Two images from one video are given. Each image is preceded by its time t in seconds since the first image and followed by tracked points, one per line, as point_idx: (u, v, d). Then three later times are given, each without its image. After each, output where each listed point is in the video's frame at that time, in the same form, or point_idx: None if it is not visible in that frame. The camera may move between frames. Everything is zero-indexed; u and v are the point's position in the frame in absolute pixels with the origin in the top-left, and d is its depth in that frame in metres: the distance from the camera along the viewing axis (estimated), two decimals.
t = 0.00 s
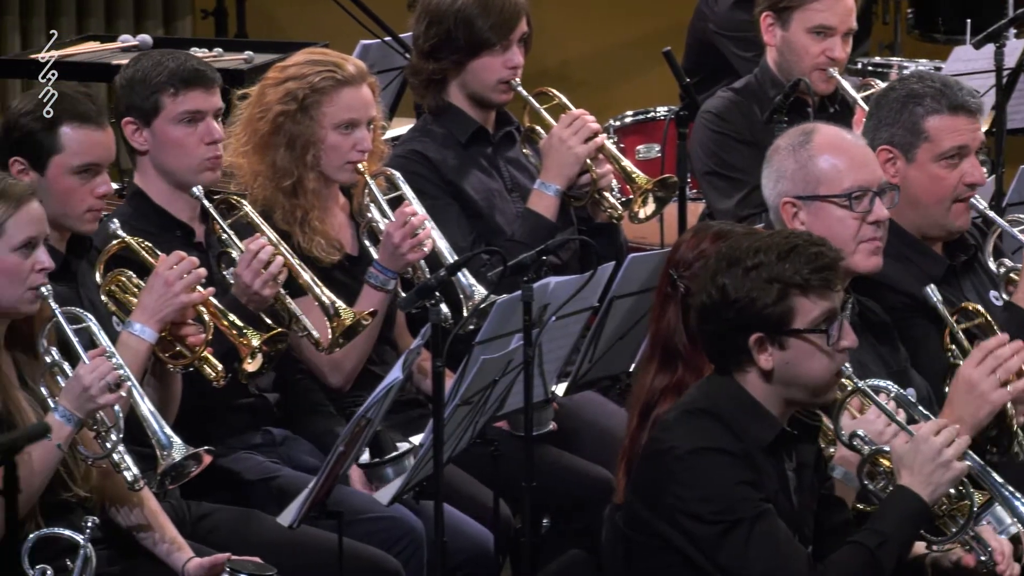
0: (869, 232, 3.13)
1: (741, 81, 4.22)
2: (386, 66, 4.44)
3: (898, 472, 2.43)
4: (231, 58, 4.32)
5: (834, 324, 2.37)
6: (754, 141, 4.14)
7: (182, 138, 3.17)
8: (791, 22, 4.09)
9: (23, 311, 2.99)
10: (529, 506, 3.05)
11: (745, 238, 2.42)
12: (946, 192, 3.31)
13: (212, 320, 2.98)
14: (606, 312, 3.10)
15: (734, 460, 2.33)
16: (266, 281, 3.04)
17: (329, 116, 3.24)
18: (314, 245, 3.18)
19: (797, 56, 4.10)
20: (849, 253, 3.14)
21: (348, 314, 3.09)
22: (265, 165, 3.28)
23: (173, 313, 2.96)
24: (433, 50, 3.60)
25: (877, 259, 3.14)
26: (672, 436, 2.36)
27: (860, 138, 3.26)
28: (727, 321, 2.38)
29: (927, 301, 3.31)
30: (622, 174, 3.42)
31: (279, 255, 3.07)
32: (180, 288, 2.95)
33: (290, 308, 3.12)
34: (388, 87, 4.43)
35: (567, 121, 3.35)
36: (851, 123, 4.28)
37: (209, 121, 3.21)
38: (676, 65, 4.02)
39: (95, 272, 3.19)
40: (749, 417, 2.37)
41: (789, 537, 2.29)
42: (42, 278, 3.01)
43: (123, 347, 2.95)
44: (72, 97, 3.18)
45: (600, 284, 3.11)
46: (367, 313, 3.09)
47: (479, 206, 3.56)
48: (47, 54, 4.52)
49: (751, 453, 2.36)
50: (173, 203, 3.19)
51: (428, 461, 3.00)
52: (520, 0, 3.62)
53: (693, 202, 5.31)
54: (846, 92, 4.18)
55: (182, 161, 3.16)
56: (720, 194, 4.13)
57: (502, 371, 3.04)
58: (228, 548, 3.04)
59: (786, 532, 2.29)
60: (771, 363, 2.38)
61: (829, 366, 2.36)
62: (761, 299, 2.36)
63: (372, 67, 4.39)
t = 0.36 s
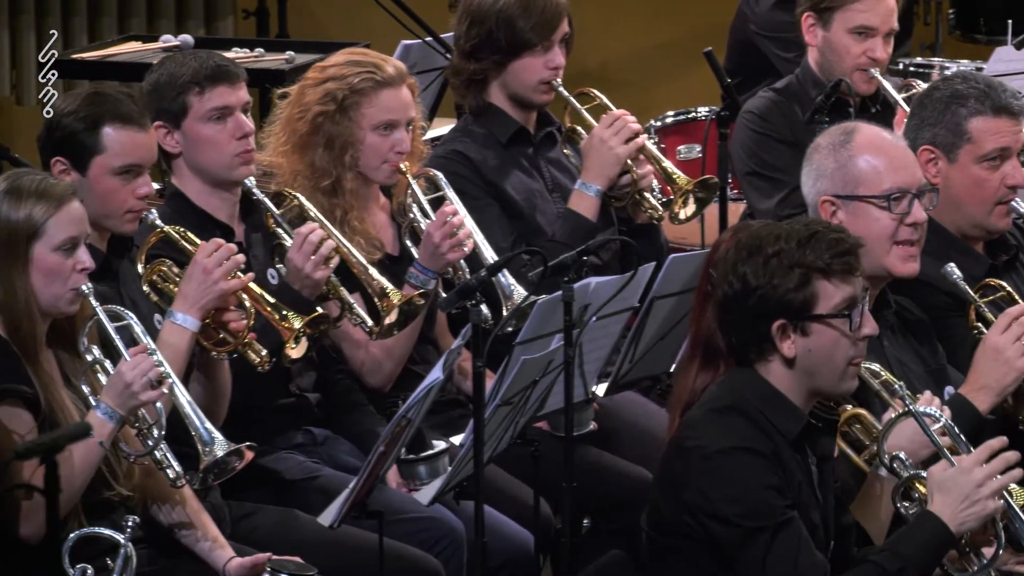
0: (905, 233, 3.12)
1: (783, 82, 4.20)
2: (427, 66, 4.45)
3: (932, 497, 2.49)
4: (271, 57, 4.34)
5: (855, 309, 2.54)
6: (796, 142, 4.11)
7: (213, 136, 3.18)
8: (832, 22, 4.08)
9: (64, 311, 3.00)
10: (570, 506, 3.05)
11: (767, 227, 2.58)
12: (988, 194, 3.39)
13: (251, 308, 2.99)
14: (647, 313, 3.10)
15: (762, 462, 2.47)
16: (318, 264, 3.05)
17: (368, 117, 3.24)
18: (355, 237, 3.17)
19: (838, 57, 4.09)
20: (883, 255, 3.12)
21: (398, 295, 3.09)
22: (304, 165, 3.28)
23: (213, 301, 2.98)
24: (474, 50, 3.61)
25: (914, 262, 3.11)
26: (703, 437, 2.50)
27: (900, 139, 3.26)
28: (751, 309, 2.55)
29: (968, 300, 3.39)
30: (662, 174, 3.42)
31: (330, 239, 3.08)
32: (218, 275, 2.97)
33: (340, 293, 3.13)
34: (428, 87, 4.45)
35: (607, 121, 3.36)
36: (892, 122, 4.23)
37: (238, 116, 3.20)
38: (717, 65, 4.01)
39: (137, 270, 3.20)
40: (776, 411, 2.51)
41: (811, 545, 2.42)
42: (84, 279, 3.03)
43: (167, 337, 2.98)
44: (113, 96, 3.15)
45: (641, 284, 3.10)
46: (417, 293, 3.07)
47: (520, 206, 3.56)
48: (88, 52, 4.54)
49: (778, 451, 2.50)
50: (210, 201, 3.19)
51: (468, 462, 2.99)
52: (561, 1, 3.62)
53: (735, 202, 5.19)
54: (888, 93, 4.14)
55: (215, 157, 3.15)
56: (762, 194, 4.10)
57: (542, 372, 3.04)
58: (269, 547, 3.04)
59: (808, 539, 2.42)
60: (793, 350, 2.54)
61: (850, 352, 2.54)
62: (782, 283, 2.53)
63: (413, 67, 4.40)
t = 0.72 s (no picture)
0: (949, 235, 3.10)
1: (825, 82, 4.25)
2: (470, 66, 4.48)
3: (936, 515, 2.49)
4: (313, 58, 4.35)
5: (841, 313, 2.58)
6: (838, 141, 4.19)
7: (258, 140, 3.17)
8: (874, 22, 4.12)
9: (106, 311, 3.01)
10: (611, 507, 3.04)
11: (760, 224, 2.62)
12: None
13: (289, 299, 3.00)
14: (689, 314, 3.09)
15: (737, 466, 2.48)
16: (363, 263, 3.06)
17: (410, 118, 3.24)
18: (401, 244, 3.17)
19: (880, 57, 4.13)
20: (926, 258, 3.10)
21: (441, 296, 3.08)
22: (346, 165, 3.29)
23: (253, 293, 3.00)
24: (517, 51, 3.62)
25: (956, 266, 3.08)
26: (679, 441, 2.52)
27: (944, 142, 3.26)
28: (742, 303, 2.58)
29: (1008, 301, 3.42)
30: (704, 175, 3.43)
31: (375, 239, 3.09)
32: (256, 267, 2.99)
33: (385, 294, 3.13)
34: (470, 88, 4.47)
35: (650, 122, 3.38)
36: (933, 121, 4.28)
37: (283, 120, 3.20)
38: (760, 66, 4.01)
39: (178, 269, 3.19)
40: (757, 410, 2.54)
41: (787, 547, 2.42)
42: (128, 278, 3.03)
43: (208, 329, 2.99)
44: (155, 96, 3.16)
45: (683, 284, 3.08)
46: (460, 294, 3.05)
47: (562, 207, 3.55)
48: (133, 51, 4.56)
49: (756, 452, 2.52)
50: (252, 202, 3.19)
51: (510, 464, 2.98)
52: (604, 1, 3.62)
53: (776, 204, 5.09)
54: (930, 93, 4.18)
55: (259, 161, 3.15)
56: (804, 194, 4.20)
57: (584, 372, 3.04)
58: (310, 547, 3.05)
59: (784, 541, 2.43)
60: (779, 347, 2.57)
61: (834, 351, 2.57)
62: (770, 279, 2.57)
63: (455, 66, 4.44)
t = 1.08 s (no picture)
0: (985, 235, 3.07)
1: (863, 82, 4.27)
2: (508, 66, 4.48)
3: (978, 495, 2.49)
4: (351, 58, 4.36)
5: (899, 316, 2.55)
6: (875, 141, 4.19)
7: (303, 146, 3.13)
8: (911, 22, 4.14)
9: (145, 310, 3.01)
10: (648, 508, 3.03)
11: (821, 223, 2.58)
12: None
13: (327, 298, 2.99)
14: (727, 313, 3.09)
15: (793, 464, 2.47)
16: (404, 264, 3.06)
17: (448, 118, 3.24)
18: (436, 237, 3.18)
19: (917, 57, 4.15)
20: (962, 257, 3.08)
21: (482, 299, 3.09)
22: (384, 165, 3.29)
23: (289, 292, 2.99)
24: (555, 51, 3.62)
25: (992, 264, 3.06)
26: (734, 439, 2.50)
27: (978, 141, 3.25)
28: (801, 302, 2.54)
29: None
30: (742, 174, 3.42)
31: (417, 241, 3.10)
32: (293, 266, 2.97)
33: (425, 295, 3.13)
34: (508, 88, 4.48)
35: (687, 122, 3.37)
36: (970, 121, 4.30)
37: (331, 128, 3.16)
38: (797, 65, 4.01)
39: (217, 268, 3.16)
40: (806, 410, 2.51)
41: (844, 542, 2.41)
42: (166, 278, 3.03)
43: (246, 328, 2.99)
44: (195, 96, 3.18)
45: (721, 284, 3.08)
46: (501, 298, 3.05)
47: (600, 207, 3.55)
48: (171, 52, 4.57)
49: (807, 449, 2.50)
50: (291, 203, 3.16)
51: (547, 463, 2.97)
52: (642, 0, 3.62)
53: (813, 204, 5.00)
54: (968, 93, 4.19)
55: (303, 166, 3.12)
56: (840, 195, 4.19)
57: (621, 372, 3.04)
58: (347, 546, 3.05)
59: (841, 537, 2.42)
60: (836, 347, 2.53)
61: (891, 352, 2.54)
62: (831, 278, 2.54)
63: (493, 67, 4.42)
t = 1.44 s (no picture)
0: (1016, 236, 3.06)
1: (895, 82, 4.25)
2: (539, 66, 4.49)
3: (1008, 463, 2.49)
4: (383, 57, 4.36)
5: (950, 323, 2.49)
6: (909, 142, 4.16)
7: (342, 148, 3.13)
8: (944, 22, 4.14)
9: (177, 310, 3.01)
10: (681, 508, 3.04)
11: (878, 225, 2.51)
12: None
13: (359, 299, 2.99)
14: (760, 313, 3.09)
15: (838, 458, 2.43)
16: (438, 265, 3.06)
17: (481, 118, 3.25)
18: (470, 236, 3.18)
19: (951, 57, 4.16)
20: (992, 257, 3.08)
21: (515, 301, 3.09)
22: (417, 165, 3.30)
23: (322, 293, 2.99)
24: (586, 51, 3.63)
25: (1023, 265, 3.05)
26: (776, 438, 2.48)
27: (1012, 140, 3.23)
28: (850, 304, 2.48)
29: None
30: (774, 174, 3.42)
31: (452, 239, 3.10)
32: (326, 267, 2.97)
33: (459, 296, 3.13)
34: (540, 87, 4.48)
35: (720, 121, 3.36)
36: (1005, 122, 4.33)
37: (373, 133, 3.16)
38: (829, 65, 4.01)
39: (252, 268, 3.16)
40: (852, 408, 2.48)
41: (895, 534, 2.38)
42: (199, 278, 3.03)
43: (279, 330, 2.99)
44: (230, 97, 3.18)
45: (753, 284, 3.08)
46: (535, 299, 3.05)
47: (632, 206, 3.55)
48: (203, 53, 4.56)
49: (853, 445, 2.46)
50: (325, 204, 3.16)
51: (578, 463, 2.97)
52: None
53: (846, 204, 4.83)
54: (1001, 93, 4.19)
55: (338, 167, 3.12)
56: (872, 195, 4.15)
57: (654, 372, 3.03)
58: (380, 546, 3.05)
59: (891, 529, 2.38)
60: (883, 350, 2.49)
61: (936, 359, 2.49)
62: (883, 282, 2.48)
63: (525, 67, 4.45)
